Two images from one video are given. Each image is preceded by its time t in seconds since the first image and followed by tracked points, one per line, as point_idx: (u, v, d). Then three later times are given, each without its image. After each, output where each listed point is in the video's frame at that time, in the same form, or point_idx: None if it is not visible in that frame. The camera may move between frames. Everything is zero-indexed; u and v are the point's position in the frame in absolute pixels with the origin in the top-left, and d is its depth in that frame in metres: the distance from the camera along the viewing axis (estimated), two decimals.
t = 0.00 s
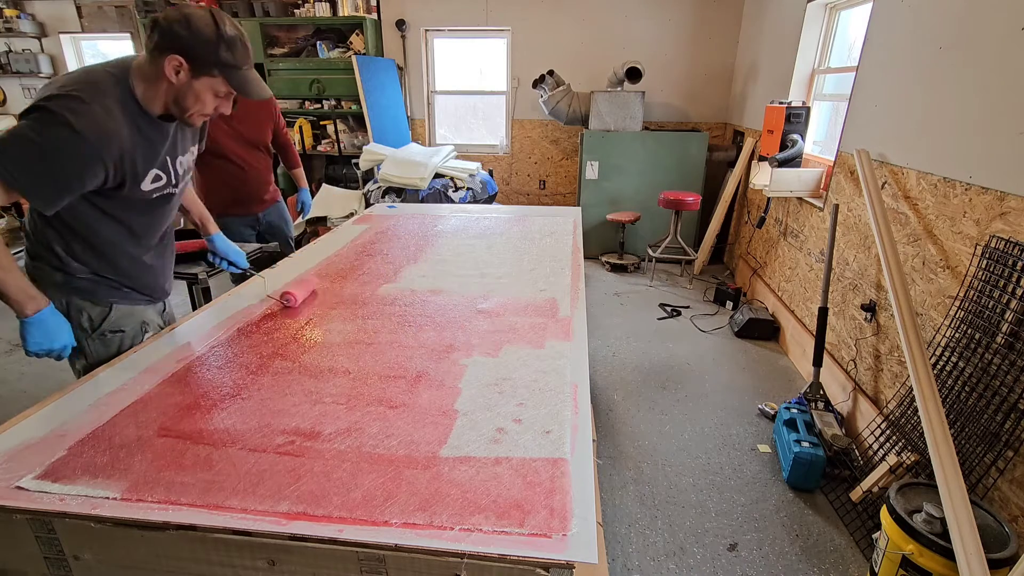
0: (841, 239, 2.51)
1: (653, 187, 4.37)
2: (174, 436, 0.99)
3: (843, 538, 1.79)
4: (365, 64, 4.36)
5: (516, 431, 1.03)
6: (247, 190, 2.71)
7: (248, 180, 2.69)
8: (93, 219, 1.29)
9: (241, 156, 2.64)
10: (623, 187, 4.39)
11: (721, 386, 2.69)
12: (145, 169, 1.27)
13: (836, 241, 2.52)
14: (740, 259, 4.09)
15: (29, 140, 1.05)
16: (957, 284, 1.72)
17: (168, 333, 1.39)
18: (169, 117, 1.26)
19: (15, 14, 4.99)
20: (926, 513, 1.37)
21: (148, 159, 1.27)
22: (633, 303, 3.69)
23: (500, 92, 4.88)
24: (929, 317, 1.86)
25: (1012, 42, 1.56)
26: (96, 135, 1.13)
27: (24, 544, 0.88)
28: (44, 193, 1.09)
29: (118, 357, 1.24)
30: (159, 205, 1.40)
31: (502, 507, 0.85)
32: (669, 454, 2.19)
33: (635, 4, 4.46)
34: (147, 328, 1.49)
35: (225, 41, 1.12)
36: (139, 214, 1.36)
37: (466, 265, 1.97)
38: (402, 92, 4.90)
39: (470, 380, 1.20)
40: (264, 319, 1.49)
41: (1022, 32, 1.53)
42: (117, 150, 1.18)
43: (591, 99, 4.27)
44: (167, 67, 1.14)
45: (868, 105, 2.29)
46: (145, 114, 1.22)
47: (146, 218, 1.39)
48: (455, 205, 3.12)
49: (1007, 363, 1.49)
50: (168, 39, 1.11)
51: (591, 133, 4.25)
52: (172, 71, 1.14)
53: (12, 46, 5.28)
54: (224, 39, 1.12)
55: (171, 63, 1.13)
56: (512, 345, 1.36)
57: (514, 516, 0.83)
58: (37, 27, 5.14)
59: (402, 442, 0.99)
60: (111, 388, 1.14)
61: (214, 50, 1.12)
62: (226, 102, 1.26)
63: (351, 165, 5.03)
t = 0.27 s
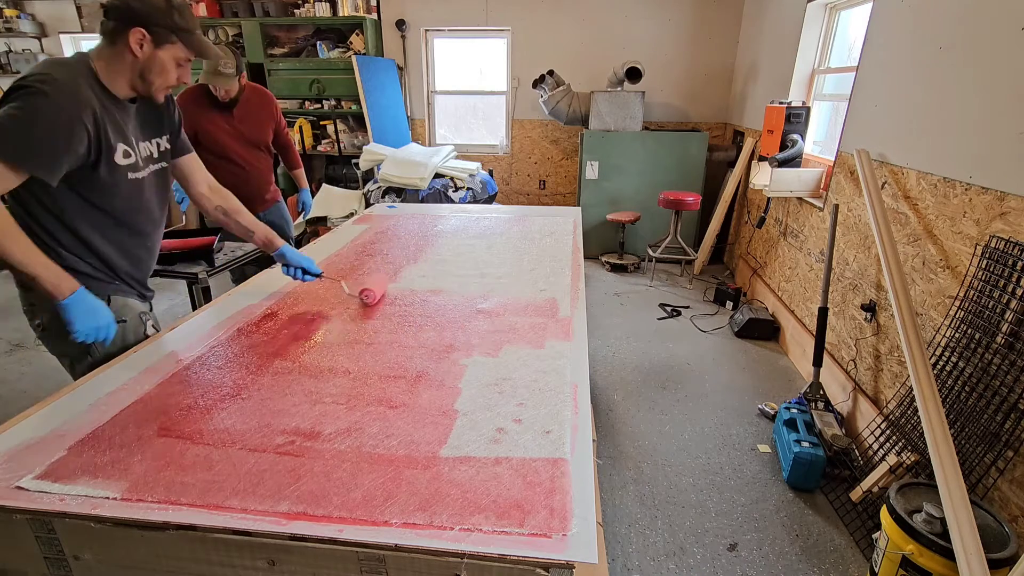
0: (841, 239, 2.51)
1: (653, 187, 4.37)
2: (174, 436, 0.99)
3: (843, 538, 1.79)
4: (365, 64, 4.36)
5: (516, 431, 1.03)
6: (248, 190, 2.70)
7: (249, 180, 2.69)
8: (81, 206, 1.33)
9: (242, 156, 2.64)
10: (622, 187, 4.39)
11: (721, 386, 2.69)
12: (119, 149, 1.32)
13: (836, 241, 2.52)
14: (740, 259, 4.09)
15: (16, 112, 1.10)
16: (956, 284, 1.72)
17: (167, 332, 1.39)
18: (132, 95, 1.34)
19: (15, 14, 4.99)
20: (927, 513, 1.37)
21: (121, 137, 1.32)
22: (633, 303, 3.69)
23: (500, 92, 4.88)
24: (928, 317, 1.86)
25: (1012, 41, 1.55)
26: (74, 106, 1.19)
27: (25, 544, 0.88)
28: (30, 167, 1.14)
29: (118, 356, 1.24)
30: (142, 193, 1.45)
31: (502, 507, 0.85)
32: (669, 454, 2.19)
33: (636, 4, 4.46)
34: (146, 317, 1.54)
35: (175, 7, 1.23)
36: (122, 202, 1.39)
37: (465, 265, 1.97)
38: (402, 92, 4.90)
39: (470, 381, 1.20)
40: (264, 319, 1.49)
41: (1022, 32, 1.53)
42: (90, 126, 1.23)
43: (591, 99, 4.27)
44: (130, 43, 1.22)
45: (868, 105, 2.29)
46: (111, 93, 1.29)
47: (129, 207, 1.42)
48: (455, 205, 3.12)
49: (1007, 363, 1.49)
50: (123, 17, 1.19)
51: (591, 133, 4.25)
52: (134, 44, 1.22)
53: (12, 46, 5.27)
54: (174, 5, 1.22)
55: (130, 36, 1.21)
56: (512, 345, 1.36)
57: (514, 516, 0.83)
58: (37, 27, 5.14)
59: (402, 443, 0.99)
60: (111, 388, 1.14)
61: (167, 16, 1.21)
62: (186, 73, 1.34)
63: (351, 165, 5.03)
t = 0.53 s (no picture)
0: (841, 239, 2.51)
1: (653, 187, 4.37)
2: (174, 436, 0.99)
3: (843, 538, 1.79)
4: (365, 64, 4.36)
5: (516, 431, 1.03)
6: (249, 190, 2.71)
7: (250, 180, 2.69)
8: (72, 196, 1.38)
9: (242, 156, 2.64)
10: (622, 188, 4.39)
11: (721, 386, 2.69)
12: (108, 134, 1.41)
13: (836, 241, 2.52)
14: (740, 259, 4.09)
15: (17, 100, 1.19)
16: (956, 284, 1.72)
17: (166, 332, 1.39)
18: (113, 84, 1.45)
19: (15, 14, 4.99)
20: (927, 513, 1.37)
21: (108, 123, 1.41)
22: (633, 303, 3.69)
23: (500, 92, 4.88)
24: (929, 317, 1.86)
25: (1012, 41, 1.55)
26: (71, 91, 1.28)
27: (24, 544, 0.88)
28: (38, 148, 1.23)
29: (119, 356, 1.24)
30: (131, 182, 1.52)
31: (502, 507, 0.85)
32: (669, 454, 2.19)
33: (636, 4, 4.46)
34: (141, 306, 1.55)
35: None
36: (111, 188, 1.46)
37: (465, 265, 1.97)
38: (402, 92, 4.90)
39: (470, 381, 1.20)
40: (264, 319, 1.49)
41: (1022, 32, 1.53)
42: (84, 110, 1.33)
43: (591, 99, 4.27)
44: (119, 31, 1.35)
45: (868, 105, 2.29)
46: (97, 84, 1.39)
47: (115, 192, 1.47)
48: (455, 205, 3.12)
49: (1007, 363, 1.49)
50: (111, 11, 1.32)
51: (591, 133, 4.25)
52: (123, 32, 1.36)
53: (12, 46, 5.27)
54: None
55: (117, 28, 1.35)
56: (512, 345, 1.36)
57: (514, 516, 0.83)
58: (37, 27, 5.14)
59: (402, 443, 0.99)
60: (110, 388, 1.14)
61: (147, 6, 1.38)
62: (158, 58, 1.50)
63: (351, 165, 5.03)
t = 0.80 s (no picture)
0: (841, 239, 2.51)
1: (653, 187, 4.37)
2: (174, 436, 0.99)
3: (843, 538, 1.79)
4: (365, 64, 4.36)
5: (516, 431, 1.03)
6: (248, 190, 2.70)
7: (249, 180, 2.69)
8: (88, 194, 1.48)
9: (242, 156, 2.64)
10: (622, 188, 4.39)
11: (721, 386, 2.69)
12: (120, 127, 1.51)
13: (836, 241, 2.52)
14: (740, 259, 4.09)
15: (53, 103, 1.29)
16: (956, 284, 1.72)
17: (167, 333, 1.39)
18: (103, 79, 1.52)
19: (15, 14, 4.99)
20: (927, 513, 1.37)
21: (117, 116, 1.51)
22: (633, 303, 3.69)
23: (500, 92, 4.88)
24: (928, 317, 1.86)
25: (1012, 41, 1.56)
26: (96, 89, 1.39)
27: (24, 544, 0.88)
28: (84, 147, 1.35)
29: (120, 356, 1.24)
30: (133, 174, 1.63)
31: (503, 507, 0.85)
32: (669, 454, 2.19)
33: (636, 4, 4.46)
34: (154, 300, 1.67)
35: None
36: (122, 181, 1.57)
37: (465, 265, 1.97)
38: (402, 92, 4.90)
39: (470, 381, 1.20)
40: (264, 319, 1.49)
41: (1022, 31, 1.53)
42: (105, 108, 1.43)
43: (591, 99, 4.27)
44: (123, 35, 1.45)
45: (868, 105, 2.29)
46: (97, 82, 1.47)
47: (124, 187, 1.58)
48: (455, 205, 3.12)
49: (1007, 363, 1.49)
50: (114, 11, 1.38)
51: (591, 133, 4.25)
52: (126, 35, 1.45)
53: (12, 46, 5.27)
54: None
55: (112, 21, 1.39)
56: (512, 345, 1.36)
57: (514, 516, 0.83)
58: (37, 27, 5.14)
59: (402, 443, 0.99)
60: (110, 388, 1.14)
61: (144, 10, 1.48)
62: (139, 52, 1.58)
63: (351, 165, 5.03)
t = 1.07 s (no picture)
0: (841, 239, 2.51)
1: (653, 187, 4.37)
2: (174, 436, 0.99)
3: (843, 538, 1.79)
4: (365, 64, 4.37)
5: (516, 431, 1.03)
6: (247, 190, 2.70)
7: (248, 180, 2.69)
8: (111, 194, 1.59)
9: (241, 156, 2.63)
10: (622, 187, 4.39)
11: (720, 386, 2.69)
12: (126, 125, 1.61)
13: (836, 241, 2.52)
14: (740, 259, 4.09)
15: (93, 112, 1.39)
16: (957, 284, 1.72)
17: (166, 333, 1.39)
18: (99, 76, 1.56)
19: (15, 14, 4.99)
20: (926, 513, 1.37)
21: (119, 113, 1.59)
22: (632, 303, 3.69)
23: (500, 92, 4.88)
24: (928, 317, 1.86)
25: (1012, 41, 1.56)
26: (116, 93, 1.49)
27: (24, 544, 0.88)
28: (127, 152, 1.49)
29: (120, 356, 1.24)
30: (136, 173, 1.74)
31: (503, 507, 0.85)
32: (669, 454, 2.19)
33: (636, 4, 4.46)
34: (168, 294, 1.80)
35: None
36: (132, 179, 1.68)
37: (465, 265, 1.97)
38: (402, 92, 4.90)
39: (470, 381, 1.20)
40: (264, 319, 1.49)
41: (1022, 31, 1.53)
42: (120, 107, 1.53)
43: (591, 99, 4.28)
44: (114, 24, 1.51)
45: (868, 105, 2.29)
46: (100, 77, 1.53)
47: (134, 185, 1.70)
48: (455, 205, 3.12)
49: (1007, 363, 1.49)
50: None
51: (591, 132, 4.25)
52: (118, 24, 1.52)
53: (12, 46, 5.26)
54: None
55: (105, 9, 1.46)
56: (512, 345, 1.36)
57: (514, 516, 0.83)
58: (37, 27, 5.14)
59: (402, 443, 0.99)
60: (111, 388, 1.14)
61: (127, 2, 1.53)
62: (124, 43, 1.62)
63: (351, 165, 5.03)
